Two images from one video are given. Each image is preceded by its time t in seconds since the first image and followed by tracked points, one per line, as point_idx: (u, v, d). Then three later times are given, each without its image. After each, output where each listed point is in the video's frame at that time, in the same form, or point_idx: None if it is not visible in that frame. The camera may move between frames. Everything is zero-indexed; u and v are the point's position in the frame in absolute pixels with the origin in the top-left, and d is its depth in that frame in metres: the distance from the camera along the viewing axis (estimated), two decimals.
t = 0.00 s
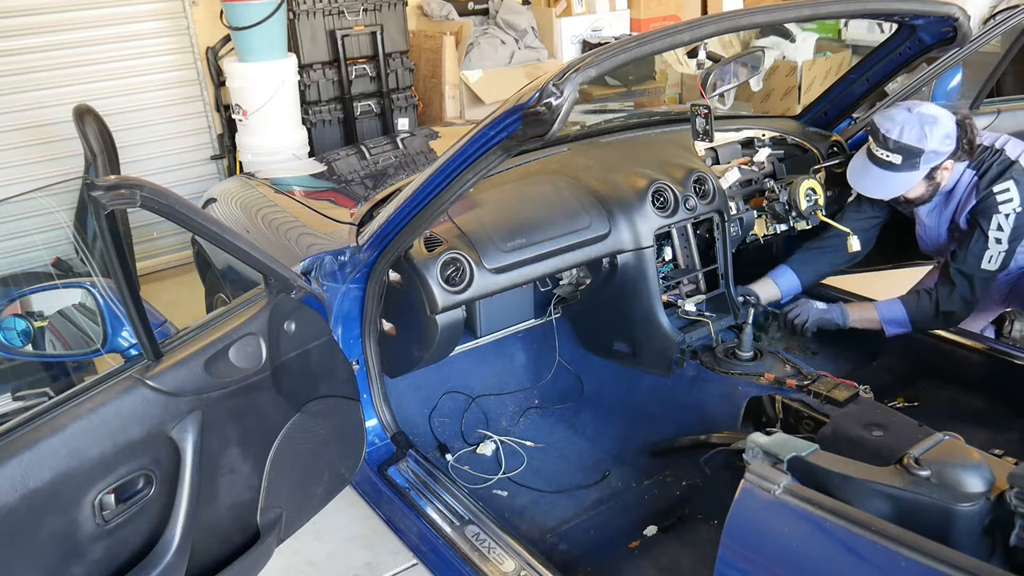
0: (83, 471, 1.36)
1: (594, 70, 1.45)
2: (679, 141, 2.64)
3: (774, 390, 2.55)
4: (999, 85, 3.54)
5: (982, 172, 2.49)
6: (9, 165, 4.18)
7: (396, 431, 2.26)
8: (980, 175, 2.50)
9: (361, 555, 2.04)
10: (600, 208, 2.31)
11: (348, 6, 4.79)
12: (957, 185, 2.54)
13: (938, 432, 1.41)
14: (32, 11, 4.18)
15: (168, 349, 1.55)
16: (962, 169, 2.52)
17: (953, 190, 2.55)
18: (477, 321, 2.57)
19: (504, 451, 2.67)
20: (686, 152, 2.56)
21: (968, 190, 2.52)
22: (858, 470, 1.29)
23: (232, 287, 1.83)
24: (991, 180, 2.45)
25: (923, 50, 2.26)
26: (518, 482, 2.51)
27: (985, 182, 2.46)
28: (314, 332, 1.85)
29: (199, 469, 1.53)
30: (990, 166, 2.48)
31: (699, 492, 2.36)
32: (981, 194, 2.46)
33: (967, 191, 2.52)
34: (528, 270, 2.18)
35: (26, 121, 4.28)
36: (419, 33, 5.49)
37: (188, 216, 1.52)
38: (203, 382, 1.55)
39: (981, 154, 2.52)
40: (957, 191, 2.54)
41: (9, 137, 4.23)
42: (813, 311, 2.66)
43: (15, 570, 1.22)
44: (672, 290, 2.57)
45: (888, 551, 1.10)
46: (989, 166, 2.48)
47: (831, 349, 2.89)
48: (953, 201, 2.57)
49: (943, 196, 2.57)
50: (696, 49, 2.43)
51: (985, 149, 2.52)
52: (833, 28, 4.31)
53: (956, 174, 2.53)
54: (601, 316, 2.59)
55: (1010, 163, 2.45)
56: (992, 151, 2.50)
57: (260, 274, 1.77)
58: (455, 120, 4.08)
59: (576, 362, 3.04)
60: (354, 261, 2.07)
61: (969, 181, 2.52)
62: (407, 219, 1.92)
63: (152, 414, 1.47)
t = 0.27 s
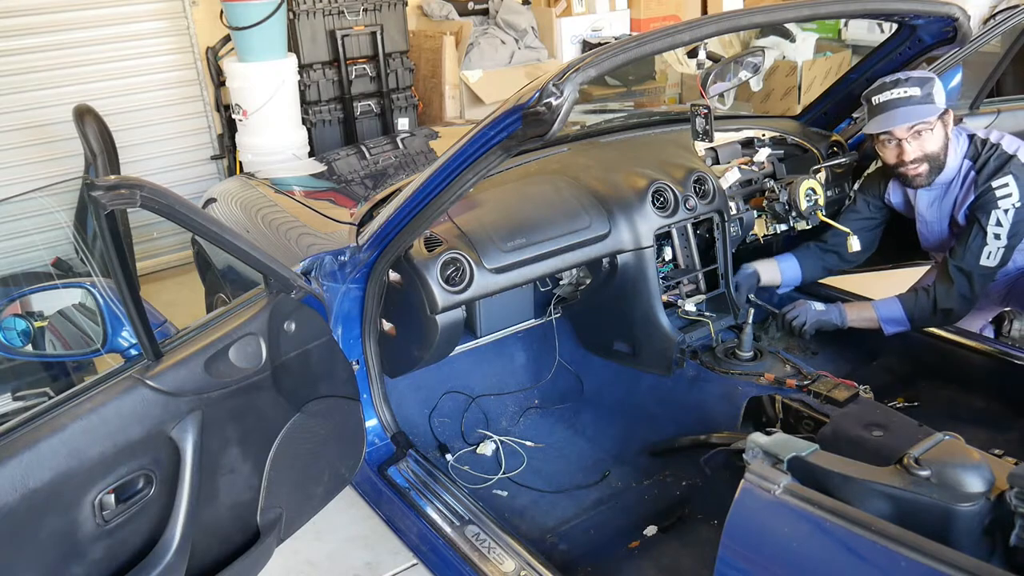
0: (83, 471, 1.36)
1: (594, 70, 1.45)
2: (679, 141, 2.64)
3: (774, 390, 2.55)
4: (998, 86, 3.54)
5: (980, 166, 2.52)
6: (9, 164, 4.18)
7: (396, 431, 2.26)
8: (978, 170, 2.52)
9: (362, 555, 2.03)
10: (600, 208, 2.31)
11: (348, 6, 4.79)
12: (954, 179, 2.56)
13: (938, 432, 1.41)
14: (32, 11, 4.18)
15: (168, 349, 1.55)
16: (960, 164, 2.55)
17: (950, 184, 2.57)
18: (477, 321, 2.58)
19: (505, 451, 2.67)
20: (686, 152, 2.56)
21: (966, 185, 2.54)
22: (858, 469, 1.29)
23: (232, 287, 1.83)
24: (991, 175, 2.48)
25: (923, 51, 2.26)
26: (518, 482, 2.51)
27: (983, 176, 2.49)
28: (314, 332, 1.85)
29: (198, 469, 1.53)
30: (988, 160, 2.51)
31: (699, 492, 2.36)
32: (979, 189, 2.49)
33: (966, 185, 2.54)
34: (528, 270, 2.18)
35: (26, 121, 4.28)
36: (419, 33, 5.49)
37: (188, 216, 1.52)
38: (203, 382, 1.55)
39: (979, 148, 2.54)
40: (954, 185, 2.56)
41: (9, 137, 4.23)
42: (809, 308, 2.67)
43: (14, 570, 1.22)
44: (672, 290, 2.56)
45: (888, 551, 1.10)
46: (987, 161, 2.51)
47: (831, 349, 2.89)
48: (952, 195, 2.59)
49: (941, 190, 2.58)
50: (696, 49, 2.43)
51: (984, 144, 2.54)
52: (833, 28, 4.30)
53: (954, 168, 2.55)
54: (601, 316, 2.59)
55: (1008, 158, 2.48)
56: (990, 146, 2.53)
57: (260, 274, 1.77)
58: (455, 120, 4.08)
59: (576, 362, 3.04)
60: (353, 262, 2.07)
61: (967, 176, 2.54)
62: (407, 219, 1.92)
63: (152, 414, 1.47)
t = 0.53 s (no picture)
0: (83, 471, 1.36)
1: (594, 70, 1.45)
2: (679, 141, 2.64)
3: (775, 390, 2.52)
4: (998, 86, 3.54)
5: (993, 184, 2.48)
6: (9, 164, 4.18)
7: (396, 431, 2.26)
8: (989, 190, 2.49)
9: (362, 555, 2.06)
10: (600, 208, 2.31)
11: (348, 6, 4.79)
12: (964, 196, 2.54)
13: (938, 431, 1.41)
14: (32, 11, 4.18)
15: (167, 349, 1.55)
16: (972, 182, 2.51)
17: (959, 199, 2.55)
18: (477, 321, 2.57)
19: (504, 451, 2.67)
20: (686, 152, 2.56)
21: (976, 203, 2.52)
22: (858, 470, 1.29)
23: (232, 287, 1.83)
24: (1004, 193, 2.44)
25: (923, 50, 2.26)
26: (518, 482, 2.51)
27: (995, 195, 2.46)
28: (314, 332, 1.86)
29: (198, 469, 1.53)
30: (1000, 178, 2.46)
31: (699, 492, 2.36)
32: (989, 206, 2.47)
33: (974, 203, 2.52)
34: (528, 270, 2.18)
35: (26, 121, 4.28)
36: (419, 33, 5.49)
37: (188, 216, 1.52)
38: (203, 382, 1.55)
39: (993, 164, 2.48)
40: (962, 201, 2.54)
41: (9, 137, 4.23)
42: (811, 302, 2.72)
43: (14, 570, 1.22)
44: (672, 290, 2.56)
45: (887, 551, 1.10)
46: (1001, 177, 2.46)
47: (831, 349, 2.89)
48: (958, 210, 2.57)
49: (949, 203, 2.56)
50: (696, 48, 2.43)
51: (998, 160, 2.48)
52: (833, 28, 4.30)
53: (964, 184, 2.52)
54: (601, 317, 2.60)
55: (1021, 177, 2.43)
56: (1005, 162, 2.47)
57: (261, 274, 1.77)
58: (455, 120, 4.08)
59: (576, 362, 3.04)
60: (354, 261, 2.07)
61: (978, 194, 2.51)
62: (407, 219, 1.92)
63: (152, 414, 1.47)
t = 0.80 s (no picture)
0: (83, 471, 1.36)
1: (594, 70, 1.45)
2: (679, 141, 2.64)
3: (774, 390, 2.52)
4: (998, 85, 3.54)
5: (996, 185, 2.40)
6: (9, 164, 4.18)
7: (396, 431, 2.26)
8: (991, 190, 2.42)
9: (361, 555, 2.06)
10: (600, 208, 2.31)
11: (348, 6, 4.79)
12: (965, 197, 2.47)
13: (938, 431, 1.41)
14: (32, 11, 4.18)
15: (168, 349, 1.55)
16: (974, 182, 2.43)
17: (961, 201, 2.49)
18: (477, 321, 2.57)
19: (504, 451, 2.67)
20: (686, 152, 2.56)
21: (978, 203, 2.45)
22: (858, 470, 1.29)
23: (232, 287, 1.83)
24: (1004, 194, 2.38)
25: (923, 51, 2.26)
26: (518, 482, 2.51)
27: (996, 197, 2.39)
28: (314, 332, 1.86)
29: (198, 469, 1.53)
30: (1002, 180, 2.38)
31: (699, 492, 2.36)
32: (989, 209, 2.40)
33: (976, 205, 2.45)
34: (528, 270, 2.18)
35: (26, 121, 4.28)
36: (419, 33, 5.49)
37: (188, 216, 1.52)
38: (203, 382, 1.55)
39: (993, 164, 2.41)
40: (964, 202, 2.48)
41: (9, 137, 4.23)
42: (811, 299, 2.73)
43: (14, 570, 1.22)
44: (672, 290, 2.55)
45: (887, 551, 1.10)
46: (1001, 180, 2.38)
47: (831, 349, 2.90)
48: (960, 210, 2.52)
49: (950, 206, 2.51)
50: (696, 48, 2.43)
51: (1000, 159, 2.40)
52: (833, 28, 4.31)
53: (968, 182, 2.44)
54: (601, 316, 2.60)
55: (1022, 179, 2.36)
56: (1008, 161, 2.39)
57: (260, 274, 1.77)
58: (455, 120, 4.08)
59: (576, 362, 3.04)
60: (354, 262, 2.07)
61: (980, 195, 2.44)
62: (407, 219, 1.92)
63: (153, 414, 1.47)
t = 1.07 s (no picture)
0: (83, 471, 1.36)
1: (594, 70, 1.45)
2: (679, 141, 2.64)
3: (774, 390, 2.52)
4: (998, 85, 3.54)
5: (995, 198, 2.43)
6: (9, 164, 4.18)
7: (396, 431, 2.26)
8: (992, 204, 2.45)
9: (361, 555, 2.05)
10: (600, 208, 2.31)
11: (348, 6, 4.79)
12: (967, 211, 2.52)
13: (937, 431, 1.41)
14: (32, 11, 4.18)
15: (167, 349, 1.55)
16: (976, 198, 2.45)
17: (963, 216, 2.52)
18: (477, 321, 2.57)
19: (504, 451, 2.67)
20: (686, 152, 2.56)
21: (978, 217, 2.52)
22: (858, 470, 1.29)
23: (232, 287, 1.83)
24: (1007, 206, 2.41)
25: (923, 51, 2.26)
26: (518, 482, 2.51)
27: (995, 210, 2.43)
28: (314, 332, 1.86)
29: (198, 469, 1.53)
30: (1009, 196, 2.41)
31: (699, 492, 2.36)
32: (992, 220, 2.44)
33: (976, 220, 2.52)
34: (528, 270, 2.18)
35: (26, 121, 4.28)
36: (419, 33, 5.49)
37: (187, 217, 1.52)
38: (203, 382, 1.55)
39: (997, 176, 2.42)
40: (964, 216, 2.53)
41: (9, 137, 4.23)
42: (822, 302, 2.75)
43: (14, 570, 1.22)
44: (672, 290, 2.55)
45: (887, 551, 1.10)
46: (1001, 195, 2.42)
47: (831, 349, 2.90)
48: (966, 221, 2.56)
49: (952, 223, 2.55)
50: (696, 48, 2.43)
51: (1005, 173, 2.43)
52: (833, 28, 4.31)
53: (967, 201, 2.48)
54: (601, 317, 2.60)
55: None
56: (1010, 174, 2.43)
57: (260, 274, 1.77)
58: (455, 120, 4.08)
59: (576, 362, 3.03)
60: (353, 262, 2.07)
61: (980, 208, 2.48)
62: (407, 219, 1.92)
63: (153, 414, 1.47)
